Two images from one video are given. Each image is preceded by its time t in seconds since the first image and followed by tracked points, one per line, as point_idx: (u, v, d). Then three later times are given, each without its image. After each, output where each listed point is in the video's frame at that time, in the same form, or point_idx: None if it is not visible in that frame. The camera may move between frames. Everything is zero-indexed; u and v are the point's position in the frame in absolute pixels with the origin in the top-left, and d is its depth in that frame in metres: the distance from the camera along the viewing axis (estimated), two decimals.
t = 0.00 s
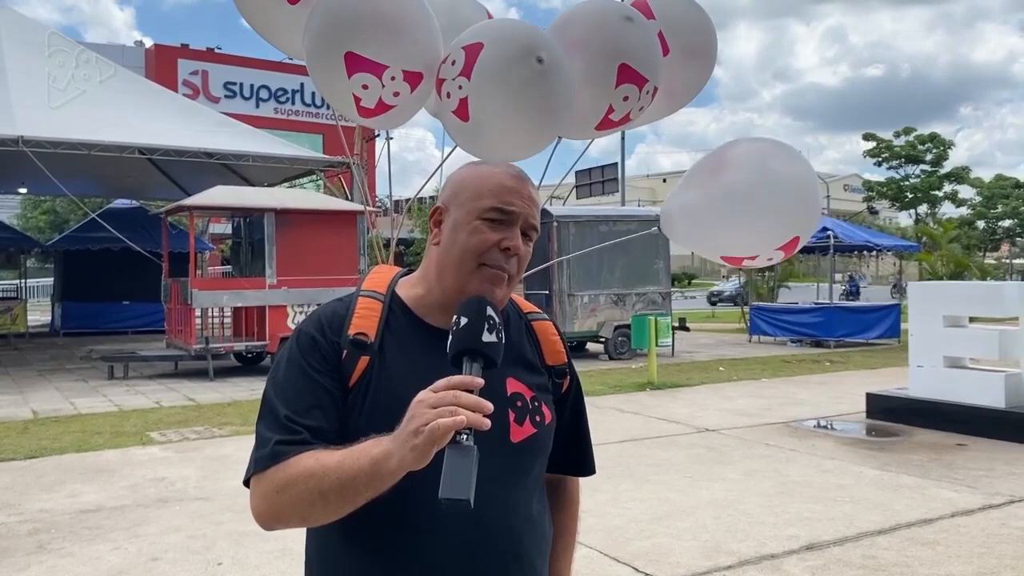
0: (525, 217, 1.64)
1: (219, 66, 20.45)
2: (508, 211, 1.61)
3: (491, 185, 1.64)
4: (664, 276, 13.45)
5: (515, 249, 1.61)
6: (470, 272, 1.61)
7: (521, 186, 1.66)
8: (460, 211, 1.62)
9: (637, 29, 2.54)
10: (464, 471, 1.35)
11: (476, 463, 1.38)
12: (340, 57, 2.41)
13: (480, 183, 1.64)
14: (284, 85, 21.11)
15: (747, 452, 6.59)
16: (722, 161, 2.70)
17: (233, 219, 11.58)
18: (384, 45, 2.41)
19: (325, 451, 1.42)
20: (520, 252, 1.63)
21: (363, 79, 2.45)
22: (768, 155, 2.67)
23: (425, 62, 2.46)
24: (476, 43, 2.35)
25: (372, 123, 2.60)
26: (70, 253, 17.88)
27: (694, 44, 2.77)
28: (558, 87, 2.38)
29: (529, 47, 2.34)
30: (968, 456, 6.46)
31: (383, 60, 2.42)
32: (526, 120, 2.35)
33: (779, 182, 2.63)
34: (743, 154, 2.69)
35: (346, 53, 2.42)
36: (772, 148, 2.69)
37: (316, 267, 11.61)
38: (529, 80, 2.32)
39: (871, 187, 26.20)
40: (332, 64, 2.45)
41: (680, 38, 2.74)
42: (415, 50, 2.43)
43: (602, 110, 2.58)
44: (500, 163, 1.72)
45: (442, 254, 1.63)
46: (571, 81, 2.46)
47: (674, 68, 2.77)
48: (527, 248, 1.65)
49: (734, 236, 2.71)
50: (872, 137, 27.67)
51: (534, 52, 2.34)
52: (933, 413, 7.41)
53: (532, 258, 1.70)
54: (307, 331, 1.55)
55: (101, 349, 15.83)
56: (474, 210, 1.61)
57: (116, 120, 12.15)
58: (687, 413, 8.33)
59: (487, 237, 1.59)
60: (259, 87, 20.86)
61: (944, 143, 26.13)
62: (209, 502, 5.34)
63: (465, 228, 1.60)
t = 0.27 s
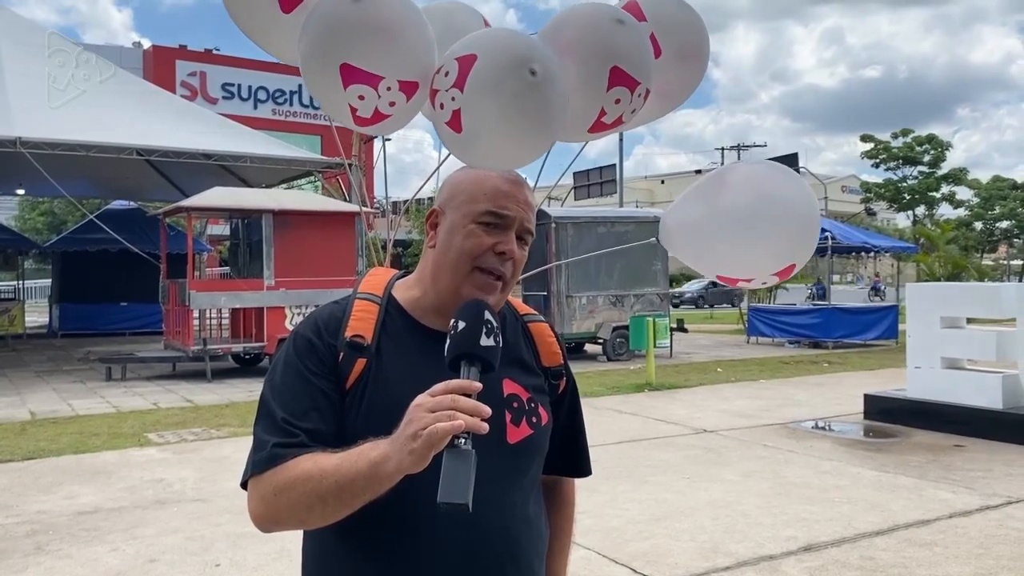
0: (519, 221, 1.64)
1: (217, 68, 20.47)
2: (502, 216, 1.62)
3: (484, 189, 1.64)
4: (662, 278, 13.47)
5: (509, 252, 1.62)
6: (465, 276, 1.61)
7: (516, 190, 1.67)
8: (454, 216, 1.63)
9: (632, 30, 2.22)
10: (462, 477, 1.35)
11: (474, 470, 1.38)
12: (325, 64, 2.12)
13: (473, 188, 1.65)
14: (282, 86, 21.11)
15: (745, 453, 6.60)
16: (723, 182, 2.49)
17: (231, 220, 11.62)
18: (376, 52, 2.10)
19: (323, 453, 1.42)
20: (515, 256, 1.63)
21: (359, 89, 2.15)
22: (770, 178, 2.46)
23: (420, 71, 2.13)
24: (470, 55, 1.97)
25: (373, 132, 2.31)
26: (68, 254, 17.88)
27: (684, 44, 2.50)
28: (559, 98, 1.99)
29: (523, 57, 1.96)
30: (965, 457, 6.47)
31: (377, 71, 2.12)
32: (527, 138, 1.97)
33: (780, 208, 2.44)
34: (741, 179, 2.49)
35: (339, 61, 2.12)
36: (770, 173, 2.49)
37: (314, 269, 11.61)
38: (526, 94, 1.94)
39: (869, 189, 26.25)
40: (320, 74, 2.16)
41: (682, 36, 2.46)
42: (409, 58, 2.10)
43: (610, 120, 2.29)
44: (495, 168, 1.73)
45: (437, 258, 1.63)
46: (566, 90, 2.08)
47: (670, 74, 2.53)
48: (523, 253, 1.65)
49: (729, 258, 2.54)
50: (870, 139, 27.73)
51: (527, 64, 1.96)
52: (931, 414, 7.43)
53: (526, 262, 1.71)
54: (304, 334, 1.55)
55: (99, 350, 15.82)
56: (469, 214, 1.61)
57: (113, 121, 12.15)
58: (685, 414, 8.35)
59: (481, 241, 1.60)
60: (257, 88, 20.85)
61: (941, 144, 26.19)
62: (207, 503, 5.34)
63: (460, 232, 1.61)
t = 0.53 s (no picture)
0: (515, 224, 1.65)
1: (215, 69, 20.47)
2: (498, 219, 1.63)
3: (479, 192, 1.65)
4: (660, 279, 13.48)
5: (505, 256, 1.62)
6: (461, 278, 1.62)
7: (511, 192, 1.68)
8: (451, 218, 1.64)
9: (635, 35, 2.24)
10: (458, 479, 1.36)
11: (469, 473, 1.38)
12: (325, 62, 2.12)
13: (470, 190, 1.66)
14: (280, 86, 21.09)
15: (743, 453, 6.61)
16: (712, 175, 2.55)
17: (229, 221, 11.62)
18: (376, 54, 2.10)
19: (319, 455, 1.43)
20: (510, 258, 1.64)
21: (360, 89, 2.16)
22: (758, 169, 2.52)
23: (421, 71, 2.13)
24: (471, 55, 2.00)
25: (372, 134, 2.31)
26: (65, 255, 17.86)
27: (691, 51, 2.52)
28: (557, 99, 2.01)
29: (523, 58, 1.98)
30: (963, 457, 6.49)
31: (377, 71, 2.12)
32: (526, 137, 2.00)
33: (768, 198, 2.47)
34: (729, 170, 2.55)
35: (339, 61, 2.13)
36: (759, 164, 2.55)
37: (312, 269, 11.62)
38: (525, 95, 1.97)
39: (867, 190, 26.28)
40: (321, 73, 2.16)
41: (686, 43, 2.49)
42: (410, 58, 2.11)
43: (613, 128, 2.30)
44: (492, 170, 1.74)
45: (433, 261, 1.64)
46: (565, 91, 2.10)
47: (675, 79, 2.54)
48: (518, 255, 1.66)
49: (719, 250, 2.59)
50: (868, 140, 27.76)
51: (527, 65, 1.98)
52: (928, 414, 7.45)
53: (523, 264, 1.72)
54: (302, 335, 1.56)
55: (96, 351, 15.80)
56: (464, 217, 1.63)
57: (111, 122, 12.16)
58: (683, 415, 8.36)
59: (477, 244, 1.61)
60: (255, 89, 20.82)
61: (939, 145, 26.23)
62: (205, 504, 5.34)
63: (456, 235, 1.62)
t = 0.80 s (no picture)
0: (508, 249, 1.59)
1: (212, 69, 20.46)
2: (489, 247, 1.57)
3: (469, 219, 1.58)
4: (658, 279, 13.46)
5: (499, 283, 1.59)
6: (455, 305, 1.60)
7: (503, 218, 1.60)
8: (442, 246, 1.59)
9: (615, 31, 2.53)
10: (455, 487, 1.35)
11: (466, 481, 1.37)
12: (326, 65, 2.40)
13: (460, 215, 1.59)
14: (277, 87, 21.05)
15: (741, 453, 6.61)
16: (700, 167, 2.71)
17: (226, 221, 11.60)
18: (372, 58, 2.41)
19: (316, 459, 1.43)
20: (504, 282, 1.60)
21: (356, 90, 2.47)
22: (743, 161, 2.69)
23: (412, 73, 2.47)
24: (464, 55, 2.32)
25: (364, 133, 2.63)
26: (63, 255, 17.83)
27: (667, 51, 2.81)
28: (542, 94, 2.33)
29: (514, 58, 2.30)
30: (961, 457, 6.50)
31: (372, 72, 2.43)
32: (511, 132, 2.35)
33: (752, 187, 2.66)
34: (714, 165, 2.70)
35: (336, 64, 2.41)
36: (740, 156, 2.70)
37: (310, 269, 11.61)
38: (515, 90, 2.29)
39: (864, 190, 26.30)
40: (319, 75, 2.44)
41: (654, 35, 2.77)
42: (403, 60, 2.43)
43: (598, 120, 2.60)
44: (484, 182, 1.65)
45: (428, 285, 1.61)
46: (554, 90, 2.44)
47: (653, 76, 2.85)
48: (513, 277, 1.62)
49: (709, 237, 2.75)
50: (866, 140, 27.79)
51: (519, 63, 2.31)
52: (926, 414, 7.45)
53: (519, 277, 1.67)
54: (299, 338, 1.55)
55: (93, 351, 15.76)
56: (455, 247, 1.57)
57: (110, 122, 12.15)
58: (681, 415, 8.36)
59: (470, 276, 1.57)
60: (253, 89, 20.79)
61: (937, 145, 26.27)
62: (203, 504, 5.34)
63: (448, 264, 1.58)
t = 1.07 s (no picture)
0: (506, 265, 1.55)
1: (211, 69, 20.47)
2: (486, 263, 1.53)
3: (468, 232, 1.54)
4: (656, 278, 13.46)
5: (496, 299, 1.56)
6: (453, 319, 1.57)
7: (502, 233, 1.56)
8: (440, 260, 1.55)
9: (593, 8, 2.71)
10: (456, 493, 1.35)
11: (468, 487, 1.37)
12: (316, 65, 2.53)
13: (456, 229, 1.55)
14: (276, 86, 21.03)
15: (740, 453, 6.62)
16: (695, 147, 2.88)
17: (225, 220, 11.59)
18: (358, 54, 2.54)
19: (317, 461, 1.43)
20: (501, 298, 1.57)
21: (344, 87, 2.59)
22: (737, 139, 2.85)
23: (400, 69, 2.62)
24: (449, 47, 2.48)
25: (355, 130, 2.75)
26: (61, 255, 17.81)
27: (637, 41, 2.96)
28: (529, 83, 2.47)
29: (499, 47, 2.43)
30: (960, 457, 6.50)
31: (361, 68, 2.57)
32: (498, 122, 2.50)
33: (747, 163, 2.83)
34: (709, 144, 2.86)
35: (325, 62, 2.54)
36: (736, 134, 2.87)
37: (309, 268, 11.61)
38: (501, 81, 2.42)
39: (863, 189, 26.31)
40: (310, 74, 2.57)
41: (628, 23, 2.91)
42: (391, 58, 2.58)
43: (581, 89, 2.78)
44: (482, 192, 1.60)
45: (425, 297, 1.59)
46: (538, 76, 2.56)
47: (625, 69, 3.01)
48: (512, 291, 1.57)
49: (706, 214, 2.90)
50: (864, 139, 27.81)
51: (504, 52, 2.43)
52: (925, 413, 7.46)
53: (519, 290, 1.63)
54: (300, 337, 1.55)
55: (91, 351, 15.74)
56: (452, 261, 1.54)
57: (109, 122, 12.14)
58: (680, 415, 8.36)
59: (467, 290, 1.54)
60: (251, 88, 20.76)
61: (935, 144, 26.29)
62: (201, 504, 5.33)
63: (446, 279, 1.55)
